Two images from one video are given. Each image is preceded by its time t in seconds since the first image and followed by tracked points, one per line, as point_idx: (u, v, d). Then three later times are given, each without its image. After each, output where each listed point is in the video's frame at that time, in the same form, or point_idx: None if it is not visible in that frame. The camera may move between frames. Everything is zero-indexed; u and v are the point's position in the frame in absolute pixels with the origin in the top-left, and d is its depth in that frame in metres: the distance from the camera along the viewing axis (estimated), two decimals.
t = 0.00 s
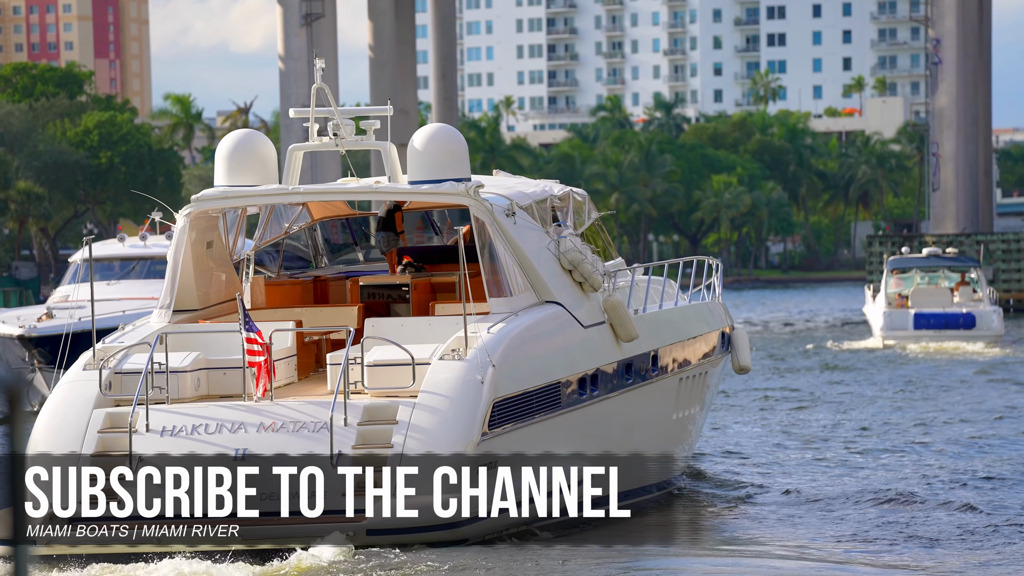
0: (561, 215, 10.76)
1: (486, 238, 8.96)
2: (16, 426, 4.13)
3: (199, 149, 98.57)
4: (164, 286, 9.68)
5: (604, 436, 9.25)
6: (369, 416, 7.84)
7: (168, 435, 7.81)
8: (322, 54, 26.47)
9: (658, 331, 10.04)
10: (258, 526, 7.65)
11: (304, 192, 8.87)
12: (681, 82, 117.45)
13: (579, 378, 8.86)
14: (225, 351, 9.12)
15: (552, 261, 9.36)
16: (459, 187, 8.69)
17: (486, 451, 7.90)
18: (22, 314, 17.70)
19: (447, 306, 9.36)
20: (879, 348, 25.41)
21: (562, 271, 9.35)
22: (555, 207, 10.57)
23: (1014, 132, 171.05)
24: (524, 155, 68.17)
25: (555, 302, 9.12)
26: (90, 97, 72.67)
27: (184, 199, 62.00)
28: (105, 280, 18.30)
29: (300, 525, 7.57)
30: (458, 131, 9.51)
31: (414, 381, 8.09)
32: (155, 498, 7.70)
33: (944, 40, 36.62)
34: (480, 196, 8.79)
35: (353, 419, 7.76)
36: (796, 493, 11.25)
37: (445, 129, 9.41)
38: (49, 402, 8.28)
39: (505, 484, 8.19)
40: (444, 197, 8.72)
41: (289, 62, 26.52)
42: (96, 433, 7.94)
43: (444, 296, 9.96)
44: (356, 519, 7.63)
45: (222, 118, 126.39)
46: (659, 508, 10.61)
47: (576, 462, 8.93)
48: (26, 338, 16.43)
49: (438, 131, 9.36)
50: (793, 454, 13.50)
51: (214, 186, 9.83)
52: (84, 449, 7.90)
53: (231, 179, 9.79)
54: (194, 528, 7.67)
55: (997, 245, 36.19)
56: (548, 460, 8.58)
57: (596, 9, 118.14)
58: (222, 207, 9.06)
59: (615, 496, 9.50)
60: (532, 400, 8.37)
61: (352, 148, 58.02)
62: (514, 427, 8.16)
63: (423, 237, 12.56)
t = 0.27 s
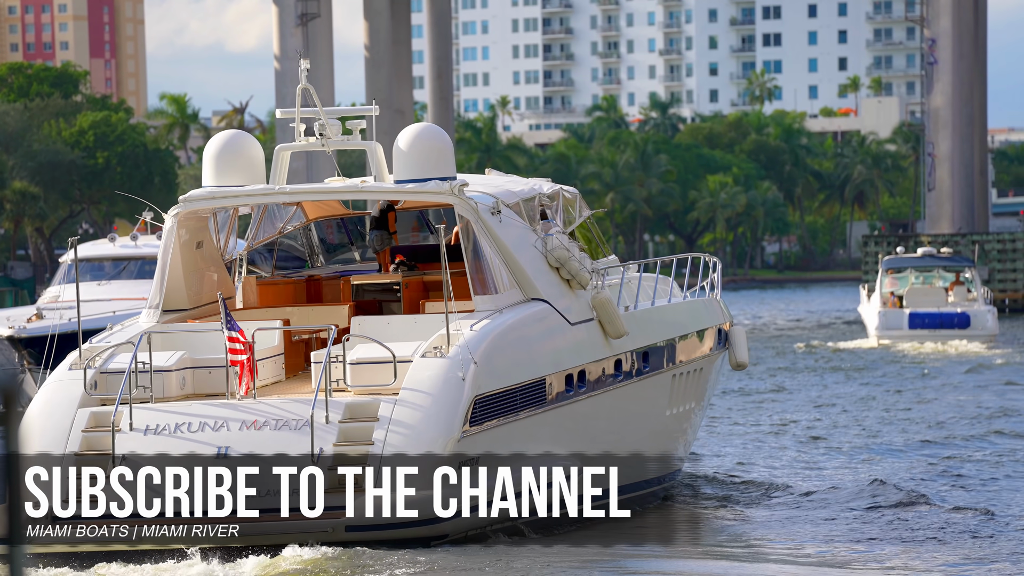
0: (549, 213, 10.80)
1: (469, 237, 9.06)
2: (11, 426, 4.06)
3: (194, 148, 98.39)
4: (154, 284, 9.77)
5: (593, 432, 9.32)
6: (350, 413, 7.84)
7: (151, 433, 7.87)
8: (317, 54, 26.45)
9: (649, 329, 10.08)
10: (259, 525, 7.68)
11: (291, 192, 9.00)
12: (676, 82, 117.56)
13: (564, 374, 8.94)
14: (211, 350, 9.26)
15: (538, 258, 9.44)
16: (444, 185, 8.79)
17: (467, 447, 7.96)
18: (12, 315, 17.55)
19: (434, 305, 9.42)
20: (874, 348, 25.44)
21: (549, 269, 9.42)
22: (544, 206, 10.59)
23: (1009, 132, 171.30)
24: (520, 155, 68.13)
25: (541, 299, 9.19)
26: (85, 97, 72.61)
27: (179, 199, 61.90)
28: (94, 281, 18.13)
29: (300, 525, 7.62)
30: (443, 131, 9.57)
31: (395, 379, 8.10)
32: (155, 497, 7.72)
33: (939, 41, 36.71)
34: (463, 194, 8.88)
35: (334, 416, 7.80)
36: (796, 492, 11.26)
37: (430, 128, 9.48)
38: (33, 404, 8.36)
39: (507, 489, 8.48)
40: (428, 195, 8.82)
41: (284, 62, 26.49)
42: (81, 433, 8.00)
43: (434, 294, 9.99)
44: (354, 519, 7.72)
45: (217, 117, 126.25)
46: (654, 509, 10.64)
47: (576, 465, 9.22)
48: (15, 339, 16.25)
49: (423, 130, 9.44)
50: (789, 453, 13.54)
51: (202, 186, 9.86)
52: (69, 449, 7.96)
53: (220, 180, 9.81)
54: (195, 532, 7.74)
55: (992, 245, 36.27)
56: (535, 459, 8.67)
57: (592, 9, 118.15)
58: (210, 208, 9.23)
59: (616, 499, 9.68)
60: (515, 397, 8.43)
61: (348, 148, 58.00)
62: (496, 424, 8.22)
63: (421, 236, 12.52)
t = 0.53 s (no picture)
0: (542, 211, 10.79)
1: (457, 237, 9.12)
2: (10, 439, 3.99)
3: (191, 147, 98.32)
4: (145, 283, 9.80)
5: (585, 431, 9.38)
6: (334, 412, 7.96)
7: (136, 431, 8.00)
8: (313, 53, 26.44)
9: (643, 327, 10.09)
10: (258, 524, 7.83)
11: (280, 193, 9.07)
12: (673, 82, 117.55)
13: (554, 373, 9.01)
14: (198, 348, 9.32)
15: (529, 258, 9.48)
16: (432, 186, 8.84)
17: (450, 445, 8.05)
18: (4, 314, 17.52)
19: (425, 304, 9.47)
20: (870, 347, 25.49)
21: (539, 268, 9.47)
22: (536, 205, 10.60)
23: (1006, 132, 171.40)
24: (516, 154, 68.11)
25: (531, 299, 9.24)
26: (81, 97, 72.51)
27: (175, 198, 61.83)
28: (86, 280, 18.07)
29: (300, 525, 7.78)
30: (432, 130, 9.61)
31: (379, 378, 8.26)
32: (155, 497, 7.84)
33: (935, 40, 36.70)
34: (452, 194, 8.92)
35: (317, 416, 7.93)
36: (792, 490, 11.31)
37: (419, 129, 9.52)
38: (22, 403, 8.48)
39: (509, 489, 8.74)
40: (417, 196, 8.88)
41: (280, 61, 26.50)
42: (67, 431, 8.12)
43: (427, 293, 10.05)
44: (348, 518, 7.87)
45: (213, 117, 126.19)
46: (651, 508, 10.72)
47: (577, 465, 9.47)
48: (6, 339, 16.22)
49: (412, 130, 9.50)
50: (784, 452, 13.60)
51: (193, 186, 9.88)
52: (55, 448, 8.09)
53: (212, 180, 9.81)
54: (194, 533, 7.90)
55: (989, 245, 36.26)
56: (527, 459, 8.84)
57: (588, 8, 118.13)
58: (202, 208, 9.31)
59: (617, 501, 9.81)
60: (501, 396, 8.51)
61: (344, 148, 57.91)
62: (481, 422, 8.31)
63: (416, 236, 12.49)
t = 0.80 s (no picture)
0: (539, 214, 10.77)
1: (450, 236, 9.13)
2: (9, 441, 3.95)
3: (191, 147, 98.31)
4: (142, 281, 9.80)
5: (579, 431, 9.40)
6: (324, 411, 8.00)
7: (125, 429, 8.06)
8: (313, 52, 26.45)
9: (641, 328, 10.08)
10: (258, 523, 7.87)
11: (276, 192, 9.06)
12: (673, 81, 117.56)
13: (547, 373, 9.02)
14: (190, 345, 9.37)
15: (524, 258, 9.48)
16: (426, 186, 8.89)
17: (437, 445, 8.07)
18: None
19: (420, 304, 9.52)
20: (870, 345, 25.51)
21: (534, 269, 9.47)
22: (532, 206, 10.63)
23: (1005, 131, 171.42)
24: (515, 154, 68.08)
25: (525, 299, 9.24)
26: (81, 95, 72.57)
27: (175, 196, 61.81)
28: (81, 279, 17.98)
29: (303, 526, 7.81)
30: (428, 132, 9.69)
31: (368, 377, 8.31)
32: (155, 496, 7.87)
33: (935, 39, 36.68)
34: (445, 194, 8.96)
35: (306, 415, 7.96)
36: (791, 489, 11.33)
37: (416, 131, 9.59)
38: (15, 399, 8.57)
39: (507, 488, 8.85)
40: (412, 196, 8.91)
41: (280, 60, 26.53)
42: (59, 427, 8.21)
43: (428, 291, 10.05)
44: (346, 518, 7.91)
45: (212, 116, 126.15)
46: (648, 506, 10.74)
47: (577, 464, 9.56)
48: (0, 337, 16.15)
49: (407, 132, 9.54)
50: (782, 451, 13.61)
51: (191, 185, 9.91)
52: (46, 445, 8.15)
53: (209, 179, 9.84)
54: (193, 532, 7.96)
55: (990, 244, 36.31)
56: (518, 458, 8.85)
57: (588, 7, 118.06)
58: (199, 206, 9.33)
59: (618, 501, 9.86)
60: (493, 396, 8.52)
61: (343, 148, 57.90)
62: (469, 421, 8.31)
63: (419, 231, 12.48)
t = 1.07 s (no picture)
0: (541, 217, 10.77)
1: (448, 240, 9.15)
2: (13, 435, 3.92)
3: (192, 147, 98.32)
4: (143, 280, 9.82)
5: (576, 432, 9.42)
6: (317, 411, 8.01)
7: (120, 427, 8.10)
8: (314, 52, 26.50)
9: (643, 332, 10.09)
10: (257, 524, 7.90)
11: (277, 192, 9.07)
12: (674, 80, 117.54)
13: (544, 375, 9.04)
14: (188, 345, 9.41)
15: (523, 262, 9.49)
16: (424, 190, 8.89)
17: (429, 446, 8.08)
18: None
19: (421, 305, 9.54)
20: (871, 345, 25.56)
21: (534, 272, 9.48)
22: (535, 210, 10.64)
23: (1005, 131, 171.45)
24: (516, 153, 68.07)
25: (523, 302, 9.25)
26: (82, 95, 72.68)
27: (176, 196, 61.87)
28: (78, 279, 17.92)
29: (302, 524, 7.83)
30: (428, 134, 9.69)
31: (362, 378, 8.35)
32: (155, 497, 7.90)
33: (937, 39, 36.72)
34: (444, 198, 8.97)
35: (300, 414, 8.00)
36: (792, 489, 11.34)
37: (415, 134, 9.60)
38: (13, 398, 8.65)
39: (505, 486, 8.91)
40: (409, 199, 8.92)
41: (281, 61, 26.56)
42: (55, 425, 8.27)
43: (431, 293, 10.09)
44: (346, 517, 7.94)
45: (214, 117, 126.18)
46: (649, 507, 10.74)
47: (576, 465, 9.61)
48: None
49: (407, 135, 9.59)
50: (783, 451, 13.62)
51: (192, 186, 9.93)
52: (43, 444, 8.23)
53: (211, 180, 9.86)
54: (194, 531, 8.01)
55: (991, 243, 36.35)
56: (514, 460, 8.87)
57: (590, 7, 118.05)
58: (199, 206, 9.35)
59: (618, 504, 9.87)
60: (487, 397, 8.54)
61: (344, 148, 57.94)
62: (465, 423, 8.33)
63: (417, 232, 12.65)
